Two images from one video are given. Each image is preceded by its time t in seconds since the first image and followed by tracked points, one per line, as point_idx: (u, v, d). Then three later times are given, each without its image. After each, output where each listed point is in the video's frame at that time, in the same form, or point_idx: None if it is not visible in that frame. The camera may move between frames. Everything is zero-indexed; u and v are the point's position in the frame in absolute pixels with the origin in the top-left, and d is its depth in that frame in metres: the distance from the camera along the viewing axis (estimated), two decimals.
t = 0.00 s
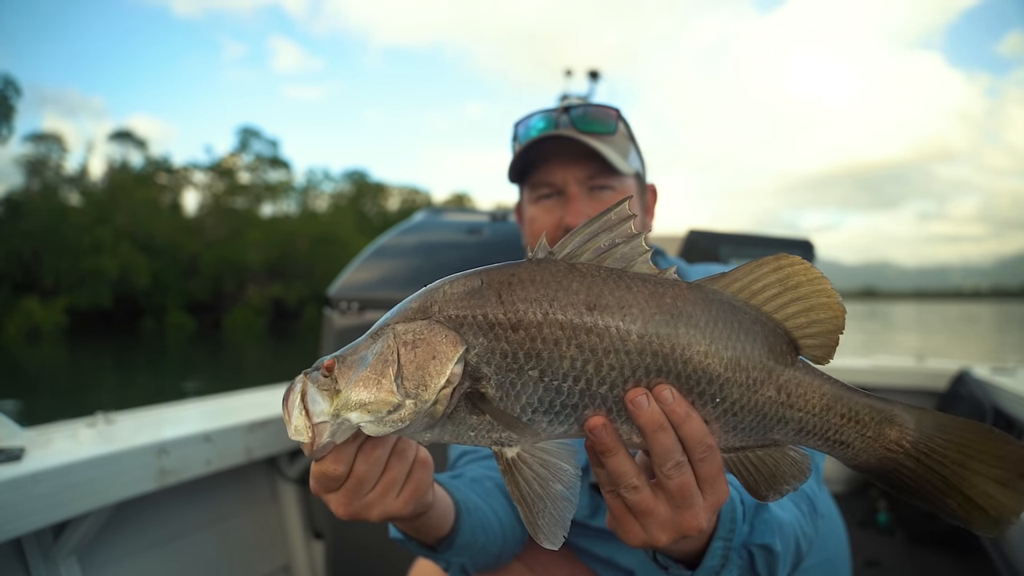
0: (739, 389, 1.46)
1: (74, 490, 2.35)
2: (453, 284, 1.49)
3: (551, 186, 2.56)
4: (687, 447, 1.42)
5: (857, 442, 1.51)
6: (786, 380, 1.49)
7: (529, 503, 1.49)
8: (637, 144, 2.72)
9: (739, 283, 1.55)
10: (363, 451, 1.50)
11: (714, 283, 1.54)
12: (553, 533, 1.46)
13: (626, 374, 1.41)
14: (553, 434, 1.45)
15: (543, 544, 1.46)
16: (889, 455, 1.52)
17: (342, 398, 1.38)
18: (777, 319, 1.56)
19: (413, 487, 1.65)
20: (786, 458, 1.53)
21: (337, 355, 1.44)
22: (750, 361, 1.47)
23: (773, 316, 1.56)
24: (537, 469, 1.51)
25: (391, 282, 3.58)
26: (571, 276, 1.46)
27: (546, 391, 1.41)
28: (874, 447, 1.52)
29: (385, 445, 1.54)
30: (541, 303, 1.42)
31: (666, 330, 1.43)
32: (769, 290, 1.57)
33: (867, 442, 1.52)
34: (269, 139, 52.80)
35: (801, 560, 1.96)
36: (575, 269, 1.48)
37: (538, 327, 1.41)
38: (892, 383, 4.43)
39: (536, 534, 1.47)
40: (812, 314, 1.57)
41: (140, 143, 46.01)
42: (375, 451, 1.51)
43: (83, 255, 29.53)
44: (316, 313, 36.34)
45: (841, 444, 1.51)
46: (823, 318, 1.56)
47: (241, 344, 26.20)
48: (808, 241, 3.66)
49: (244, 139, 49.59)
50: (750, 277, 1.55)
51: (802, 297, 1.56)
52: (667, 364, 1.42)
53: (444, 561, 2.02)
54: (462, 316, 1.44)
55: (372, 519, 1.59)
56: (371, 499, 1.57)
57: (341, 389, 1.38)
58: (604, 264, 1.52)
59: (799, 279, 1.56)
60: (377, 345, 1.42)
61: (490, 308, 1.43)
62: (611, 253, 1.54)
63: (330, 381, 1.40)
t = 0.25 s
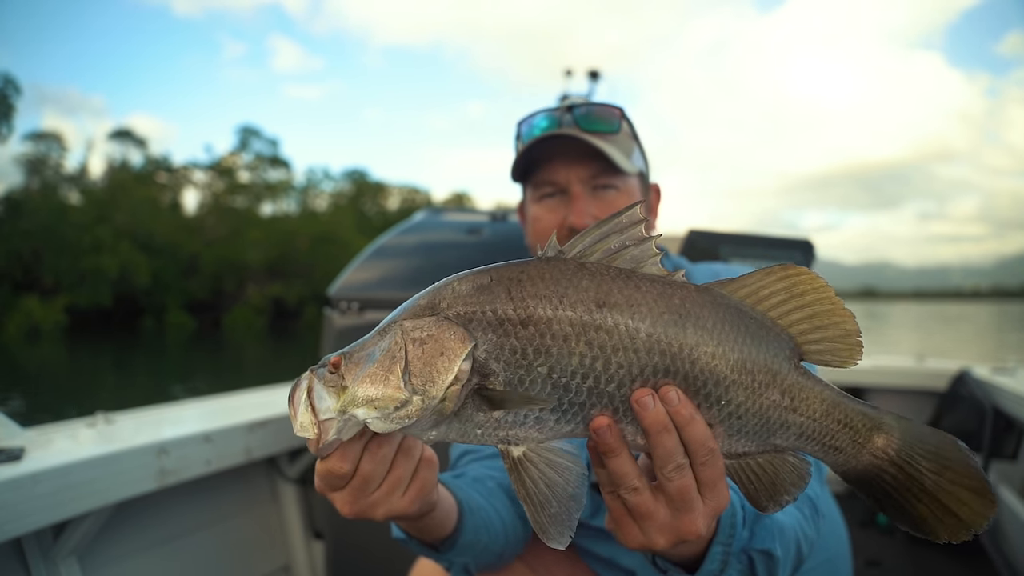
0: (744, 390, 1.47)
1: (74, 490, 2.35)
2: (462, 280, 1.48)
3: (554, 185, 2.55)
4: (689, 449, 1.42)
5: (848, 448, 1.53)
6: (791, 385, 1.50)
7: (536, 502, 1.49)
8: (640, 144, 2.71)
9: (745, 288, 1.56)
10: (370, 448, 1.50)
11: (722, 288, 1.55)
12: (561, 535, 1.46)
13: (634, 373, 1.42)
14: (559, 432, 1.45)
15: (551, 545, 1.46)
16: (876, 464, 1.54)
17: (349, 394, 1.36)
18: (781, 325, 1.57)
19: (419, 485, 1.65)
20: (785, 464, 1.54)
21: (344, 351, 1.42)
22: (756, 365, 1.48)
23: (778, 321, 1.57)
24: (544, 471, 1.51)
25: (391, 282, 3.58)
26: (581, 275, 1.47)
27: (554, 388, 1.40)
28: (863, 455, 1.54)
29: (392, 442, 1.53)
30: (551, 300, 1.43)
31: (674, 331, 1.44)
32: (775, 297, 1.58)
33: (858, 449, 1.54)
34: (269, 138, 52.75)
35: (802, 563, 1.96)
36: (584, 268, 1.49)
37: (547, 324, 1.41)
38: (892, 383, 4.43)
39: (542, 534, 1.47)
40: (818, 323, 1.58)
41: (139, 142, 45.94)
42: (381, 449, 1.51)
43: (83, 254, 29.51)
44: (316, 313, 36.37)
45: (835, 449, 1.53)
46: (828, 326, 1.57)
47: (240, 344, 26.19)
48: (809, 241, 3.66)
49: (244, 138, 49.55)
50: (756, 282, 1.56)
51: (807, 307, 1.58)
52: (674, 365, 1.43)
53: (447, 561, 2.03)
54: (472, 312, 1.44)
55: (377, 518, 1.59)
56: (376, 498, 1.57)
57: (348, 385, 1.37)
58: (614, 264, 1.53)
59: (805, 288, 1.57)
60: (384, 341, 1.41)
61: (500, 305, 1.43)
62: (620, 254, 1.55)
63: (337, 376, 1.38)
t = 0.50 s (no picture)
0: (734, 426, 1.45)
1: (74, 490, 2.35)
2: (452, 308, 1.45)
3: (559, 184, 2.54)
4: (673, 483, 1.41)
5: (836, 485, 1.51)
6: (782, 421, 1.48)
7: (524, 530, 1.47)
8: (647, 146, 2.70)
9: (739, 323, 1.54)
10: (356, 469, 1.50)
11: (717, 322, 1.53)
12: (544, 564, 1.44)
13: (622, 407, 1.40)
14: (546, 462, 1.43)
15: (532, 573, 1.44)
16: (866, 504, 1.52)
17: (335, 417, 1.36)
18: (774, 362, 1.55)
19: (407, 503, 1.65)
20: (772, 498, 1.50)
21: (332, 372, 1.42)
22: (748, 401, 1.46)
23: (770, 355, 1.55)
24: (529, 501, 1.49)
25: (391, 282, 3.57)
26: (573, 306, 1.45)
27: (542, 420, 1.39)
28: (851, 492, 1.52)
29: (379, 463, 1.53)
30: (541, 332, 1.40)
31: (665, 366, 1.42)
32: (768, 334, 1.56)
33: (846, 487, 1.51)
34: (269, 137, 52.72)
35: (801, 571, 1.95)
36: (576, 299, 1.47)
37: (537, 357, 1.39)
38: (893, 383, 4.44)
39: (525, 560, 1.45)
40: (806, 361, 1.56)
41: (139, 141, 45.90)
42: (368, 469, 1.51)
43: (83, 253, 29.48)
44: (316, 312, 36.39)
45: (823, 487, 1.51)
46: (818, 362, 1.55)
47: (240, 343, 26.18)
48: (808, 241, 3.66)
49: (243, 138, 49.52)
50: (751, 319, 1.55)
51: (802, 344, 1.56)
52: (664, 400, 1.41)
53: (444, 567, 2.03)
54: (462, 342, 1.41)
55: (366, 535, 1.59)
56: (364, 517, 1.57)
57: (335, 408, 1.36)
58: (607, 296, 1.50)
59: (801, 327, 1.55)
60: (372, 365, 1.40)
61: (490, 335, 1.41)
62: (613, 286, 1.53)
63: (324, 399, 1.38)
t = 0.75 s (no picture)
0: (722, 435, 1.44)
1: (74, 490, 2.35)
2: (440, 311, 1.45)
3: (536, 194, 2.47)
4: (657, 491, 1.40)
5: (829, 499, 1.50)
6: (770, 430, 1.46)
7: (510, 534, 1.46)
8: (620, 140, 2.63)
9: (731, 332, 1.53)
10: (342, 470, 1.49)
11: (709, 332, 1.52)
12: (527, 566, 1.44)
13: (608, 413, 1.39)
14: (530, 467, 1.42)
15: None
16: (859, 519, 1.50)
17: (322, 418, 1.36)
18: (766, 372, 1.54)
19: (392, 505, 1.65)
20: (764, 510, 1.50)
21: (322, 372, 1.41)
22: (737, 410, 1.44)
23: (761, 366, 1.54)
24: (516, 506, 1.48)
25: (391, 283, 3.57)
26: (559, 312, 1.44)
27: (526, 425, 1.38)
28: (846, 506, 1.51)
29: (365, 464, 1.52)
30: (527, 338, 1.39)
31: (651, 373, 1.41)
32: (761, 345, 1.56)
33: (840, 500, 1.50)
34: (268, 138, 52.73)
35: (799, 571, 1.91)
36: (564, 305, 1.46)
37: (521, 362, 1.38)
38: (893, 383, 4.44)
39: (509, 564, 1.45)
40: (803, 375, 1.55)
41: (139, 143, 45.91)
42: (353, 471, 1.50)
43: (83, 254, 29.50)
44: (316, 313, 36.39)
45: (814, 499, 1.50)
46: (811, 376, 1.55)
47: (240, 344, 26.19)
48: (808, 241, 3.66)
49: (243, 138, 49.53)
50: (743, 328, 1.54)
51: (793, 356, 1.55)
52: (649, 408, 1.40)
53: (438, 567, 2.03)
54: (447, 345, 1.40)
55: (350, 536, 1.59)
56: (349, 517, 1.57)
57: (322, 408, 1.36)
58: (596, 303, 1.50)
59: (793, 340, 1.54)
60: (360, 366, 1.39)
61: (475, 340, 1.40)
62: (602, 294, 1.52)
63: (312, 398, 1.38)
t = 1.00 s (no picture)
0: (708, 439, 1.43)
1: (74, 490, 2.34)
2: (425, 312, 1.44)
3: (510, 208, 2.41)
4: (643, 494, 1.40)
5: (819, 505, 1.49)
6: (758, 434, 1.45)
7: (495, 536, 1.45)
8: (593, 136, 2.50)
9: (720, 336, 1.52)
10: (330, 471, 1.48)
11: (697, 335, 1.50)
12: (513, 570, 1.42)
13: (592, 416, 1.38)
14: (515, 469, 1.42)
15: None
16: (848, 525, 1.50)
17: (308, 418, 1.36)
18: (755, 376, 1.52)
19: (381, 507, 1.65)
20: (752, 516, 1.49)
21: (309, 373, 1.42)
22: (724, 414, 1.43)
23: (750, 369, 1.52)
24: (502, 508, 1.47)
25: (392, 284, 3.57)
26: (545, 313, 1.43)
27: (510, 427, 1.37)
28: (837, 512, 1.50)
29: (353, 466, 1.51)
30: (511, 339, 1.38)
31: (637, 375, 1.40)
32: (749, 349, 1.54)
33: (831, 506, 1.49)
34: (268, 140, 52.73)
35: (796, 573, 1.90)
36: (549, 306, 1.45)
37: (505, 364, 1.37)
38: (893, 383, 4.43)
39: (495, 566, 1.43)
40: (793, 380, 1.53)
41: (139, 144, 45.90)
42: (341, 472, 1.49)
43: (84, 256, 29.50)
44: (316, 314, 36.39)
45: (803, 504, 1.49)
46: (802, 382, 1.52)
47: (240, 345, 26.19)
48: (808, 241, 3.66)
49: (243, 140, 49.54)
50: (732, 332, 1.52)
51: (783, 360, 1.53)
52: (635, 410, 1.39)
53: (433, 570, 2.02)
54: (431, 346, 1.39)
55: (340, 537, 1.59)
56: (339, 518, 1.57)
57: (308, 409, 1.37)
58: (582, 304, 1.48)
59: (783, 343, 1.52)
60: (346, 367, 1.38)
61: (460, 340, 1.39)
62: (589, 296, 1.50)
63: (299, 398, 1.38)
